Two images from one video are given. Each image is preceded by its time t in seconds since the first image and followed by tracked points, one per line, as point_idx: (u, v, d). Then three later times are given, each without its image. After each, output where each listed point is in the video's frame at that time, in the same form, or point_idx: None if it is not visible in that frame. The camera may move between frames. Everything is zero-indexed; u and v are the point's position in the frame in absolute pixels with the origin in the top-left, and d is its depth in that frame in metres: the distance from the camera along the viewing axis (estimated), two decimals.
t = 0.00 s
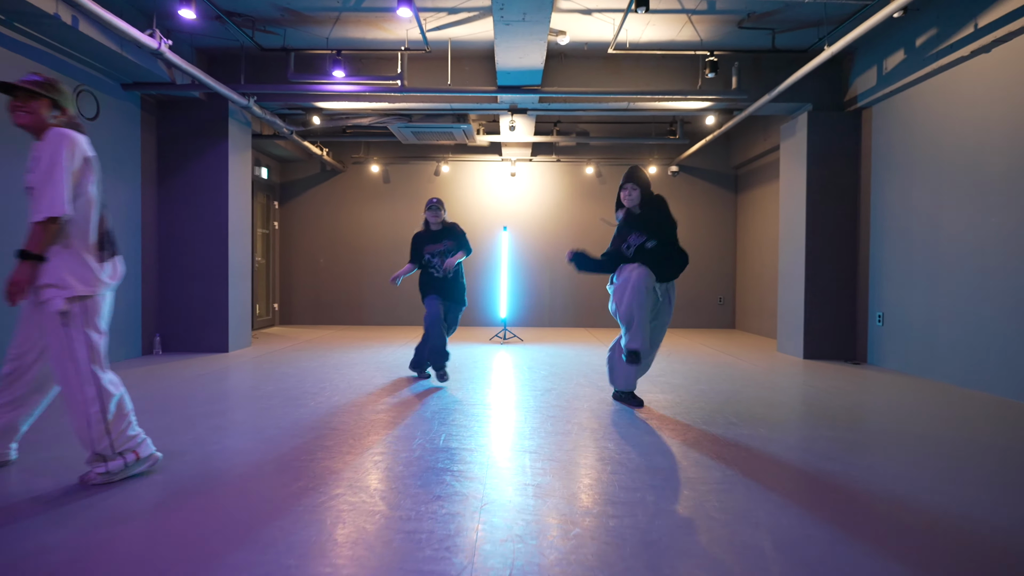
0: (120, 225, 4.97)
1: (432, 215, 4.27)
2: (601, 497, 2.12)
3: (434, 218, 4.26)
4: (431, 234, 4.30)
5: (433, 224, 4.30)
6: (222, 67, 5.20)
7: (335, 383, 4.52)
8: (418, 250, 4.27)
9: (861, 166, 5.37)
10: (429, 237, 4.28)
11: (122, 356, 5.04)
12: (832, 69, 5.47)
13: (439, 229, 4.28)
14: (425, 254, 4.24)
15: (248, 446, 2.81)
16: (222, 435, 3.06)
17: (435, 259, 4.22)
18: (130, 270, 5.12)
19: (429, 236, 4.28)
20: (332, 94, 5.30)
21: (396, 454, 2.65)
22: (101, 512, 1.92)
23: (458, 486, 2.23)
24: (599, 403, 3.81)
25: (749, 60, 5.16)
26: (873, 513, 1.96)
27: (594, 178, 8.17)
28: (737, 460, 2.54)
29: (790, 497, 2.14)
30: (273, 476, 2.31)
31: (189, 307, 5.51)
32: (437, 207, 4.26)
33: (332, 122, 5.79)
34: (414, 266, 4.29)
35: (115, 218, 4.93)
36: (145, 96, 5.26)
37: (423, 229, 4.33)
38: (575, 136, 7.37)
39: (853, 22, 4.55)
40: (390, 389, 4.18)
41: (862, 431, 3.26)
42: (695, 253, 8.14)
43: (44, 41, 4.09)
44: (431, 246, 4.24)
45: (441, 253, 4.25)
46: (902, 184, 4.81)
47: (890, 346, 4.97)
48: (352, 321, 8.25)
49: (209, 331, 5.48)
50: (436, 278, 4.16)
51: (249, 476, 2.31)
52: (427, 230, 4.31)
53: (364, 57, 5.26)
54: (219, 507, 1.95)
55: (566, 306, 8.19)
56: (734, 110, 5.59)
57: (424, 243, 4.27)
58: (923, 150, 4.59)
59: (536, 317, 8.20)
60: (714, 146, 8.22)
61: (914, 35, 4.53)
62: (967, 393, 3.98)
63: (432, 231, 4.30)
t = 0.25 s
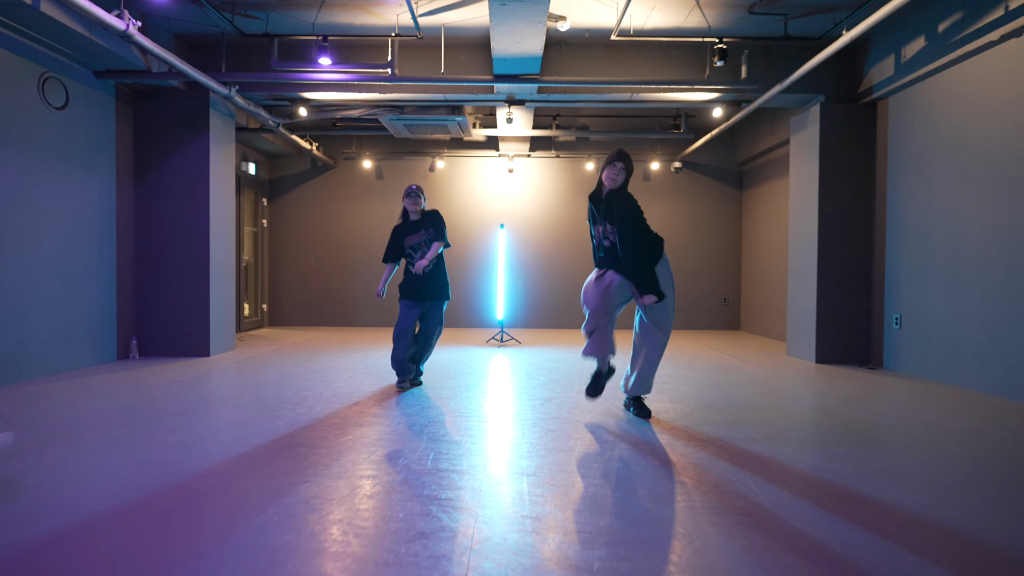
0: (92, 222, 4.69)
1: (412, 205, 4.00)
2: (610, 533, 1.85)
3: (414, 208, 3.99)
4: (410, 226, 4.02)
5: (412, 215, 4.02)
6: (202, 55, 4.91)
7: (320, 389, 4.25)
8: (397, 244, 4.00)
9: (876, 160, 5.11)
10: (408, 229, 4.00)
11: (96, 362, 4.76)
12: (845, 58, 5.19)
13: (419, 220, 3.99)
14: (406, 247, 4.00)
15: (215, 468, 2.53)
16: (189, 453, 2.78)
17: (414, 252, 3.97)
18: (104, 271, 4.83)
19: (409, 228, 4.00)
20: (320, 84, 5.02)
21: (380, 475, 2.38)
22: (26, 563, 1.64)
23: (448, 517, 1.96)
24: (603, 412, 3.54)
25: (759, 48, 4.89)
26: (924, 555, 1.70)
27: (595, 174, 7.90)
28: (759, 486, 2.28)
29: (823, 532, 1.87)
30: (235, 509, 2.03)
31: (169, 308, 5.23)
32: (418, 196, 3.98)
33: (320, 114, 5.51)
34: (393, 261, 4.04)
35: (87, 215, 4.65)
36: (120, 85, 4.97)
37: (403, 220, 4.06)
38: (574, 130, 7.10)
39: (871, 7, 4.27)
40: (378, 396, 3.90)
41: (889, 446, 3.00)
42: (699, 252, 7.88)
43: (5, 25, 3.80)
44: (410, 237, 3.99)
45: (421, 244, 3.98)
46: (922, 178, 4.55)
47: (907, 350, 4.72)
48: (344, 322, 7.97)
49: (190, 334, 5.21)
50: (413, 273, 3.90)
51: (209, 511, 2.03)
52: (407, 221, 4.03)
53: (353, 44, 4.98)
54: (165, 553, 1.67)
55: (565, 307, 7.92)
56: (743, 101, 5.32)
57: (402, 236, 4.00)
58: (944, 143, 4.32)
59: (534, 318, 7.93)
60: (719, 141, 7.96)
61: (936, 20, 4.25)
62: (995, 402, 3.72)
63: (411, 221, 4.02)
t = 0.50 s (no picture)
0: (73, 221, 4.48)
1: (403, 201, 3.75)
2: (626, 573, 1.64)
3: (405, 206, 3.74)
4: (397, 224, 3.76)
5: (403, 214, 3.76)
6: (189, 46, 4.70)
7: (311, 397, 4.04)
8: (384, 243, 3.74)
9: (891, 158, 4.91)
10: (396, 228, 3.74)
11: (77, 367, 4.55)
12: (860, 52, 5.00)
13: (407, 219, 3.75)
14: (388, 246, 3.73)
15: (190, 489, 2.33)
16: (165, 471, 2.57)
17: (396, 253, 3.69)
18: (85, 272, 4.62)
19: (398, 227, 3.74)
20: (312, 77, 4.80)
21: (369, 500, 2.17)
22: None
23: (444, 554, 1.75)
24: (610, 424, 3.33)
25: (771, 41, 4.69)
26: None
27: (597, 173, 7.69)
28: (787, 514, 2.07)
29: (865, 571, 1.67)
30: (206, 543, 1.82)
31: (154, 311, 5.02)
32: (410, 190, 3.71)
33: (313, 109, 5.30)
34: (376, 262, 3.77)
35: (67, 213, 4.43)
36: (103, 78, 4.76)
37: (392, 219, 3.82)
38: (577, 127, 6.89)
39: None
40: (374, 405, 3.68)
41: (919, 464, 2.79)
42: (705, 253, 7.68)
43: None
44: (393, 235, 3.72)
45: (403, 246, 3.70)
46: (941, 177, 4.35)
47: (924, 356, 4.52)
48: (339, 324, 7.76)
49: (177, 338, 5.00)
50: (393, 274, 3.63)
51: (176, 544, 1.82)
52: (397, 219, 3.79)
53: (347, 36, 4.77)
54: None
55: (566, 308, 7.71)
56: (753, 97, 5.12)
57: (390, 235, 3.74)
58: (966, 140, 4.12)
59: (535, 321, 7.73)
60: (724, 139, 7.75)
61: (959, 11, 4.04)
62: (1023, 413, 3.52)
63: (401, 219, 3.77)
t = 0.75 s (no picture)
0: (54, 217, 4.28)
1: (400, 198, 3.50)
2: None
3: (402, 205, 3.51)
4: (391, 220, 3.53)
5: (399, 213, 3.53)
6: (177, 35, 4.49)
7: (302, 403, 3.85)
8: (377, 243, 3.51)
9: (910, 154, 4.71)
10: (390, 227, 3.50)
11: (58, 369, 4.35)
12: (878, 44, 4.80)
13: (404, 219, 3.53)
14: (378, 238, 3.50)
15: (166, 510, 2.12)
16: (140, 486, 2.38)
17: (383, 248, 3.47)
18: (68, 271, 4.42)
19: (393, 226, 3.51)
20: (306, 67, 4.60)
21: (358, 524, 1.97)
22: None
23: None
24: (618, 434, 3.14)
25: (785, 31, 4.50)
26: None
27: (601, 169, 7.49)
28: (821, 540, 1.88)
29: None
30: None
31: (141, 311, 4.82)
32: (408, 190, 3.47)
33: (308, 101, 5.09)
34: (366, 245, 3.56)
35: (48, 209, 4.23)
36: (88, 68, 4.56)
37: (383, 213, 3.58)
38: (581, 122, 6.68)
39: None
40: (373, 413, 3.48)
41: (955, 480, 2.58)
42: (711, 252, 7.48)
43: None
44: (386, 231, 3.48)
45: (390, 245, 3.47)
46: (964, 174, 4.15)
47: (944, 361, 4.33)
48: (335, 324, 7.56)
49: (165, 340, 4.81)
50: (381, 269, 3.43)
51: None
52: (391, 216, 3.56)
53: (343, 24, 4.57)
54: None
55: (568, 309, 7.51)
56: (765, 90, 4.92)
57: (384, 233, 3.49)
58: (991, 134, 3.93)
59: (537, 321, 7.53)
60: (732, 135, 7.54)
61: None
62: None
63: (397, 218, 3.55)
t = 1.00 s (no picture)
0: (48, 218, 4.20)
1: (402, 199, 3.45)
2: None
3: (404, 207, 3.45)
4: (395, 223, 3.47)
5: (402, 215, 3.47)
6: (174, 33, 4.42)
7: (301, 407, 3.77)
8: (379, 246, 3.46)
9: (919, 153, 4.63)
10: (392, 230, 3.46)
11: (53, 373, 4.28)
12: (886, 41, 4.72)
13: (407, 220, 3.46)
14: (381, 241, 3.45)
15: (159, 523, 2.04)
16: (132, 498, 2.30)
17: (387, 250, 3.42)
18: (63, 273, 4.34)
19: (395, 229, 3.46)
20: (305, 65, 4.53)
21: (357, 539, 1.89)
22: None
23: None
24: (623, 440, 3.06)
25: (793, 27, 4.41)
26: None
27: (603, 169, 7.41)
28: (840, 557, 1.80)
29: None
30: None
31: (137, 314, 4.75)
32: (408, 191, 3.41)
33: (307, 100, 5.01)
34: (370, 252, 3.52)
35: (42, 210, 4.15)
36: (83, 66, 4.48)
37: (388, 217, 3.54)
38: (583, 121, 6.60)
39: None
40: (373, 418, 3.40)
41: (972, 489, 2.51)
42: (715, 253, 7.40)
43: None
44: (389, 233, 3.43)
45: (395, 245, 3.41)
46: (976, 173, 4.07)
47: (955, 364, 4.25)
48: (335, 326, 7.48)
49: (162, 342, 4.73)
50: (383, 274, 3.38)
51: None
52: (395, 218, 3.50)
53: (342, 22, 4.50)
54: None
55: (571, 310, 7.44)
56: (772, 88, 4.84)
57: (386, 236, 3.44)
58: (1004, 132, 3.85)
59: (538, 323, 7.45)
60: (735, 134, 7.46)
61: None
62: None
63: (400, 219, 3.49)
